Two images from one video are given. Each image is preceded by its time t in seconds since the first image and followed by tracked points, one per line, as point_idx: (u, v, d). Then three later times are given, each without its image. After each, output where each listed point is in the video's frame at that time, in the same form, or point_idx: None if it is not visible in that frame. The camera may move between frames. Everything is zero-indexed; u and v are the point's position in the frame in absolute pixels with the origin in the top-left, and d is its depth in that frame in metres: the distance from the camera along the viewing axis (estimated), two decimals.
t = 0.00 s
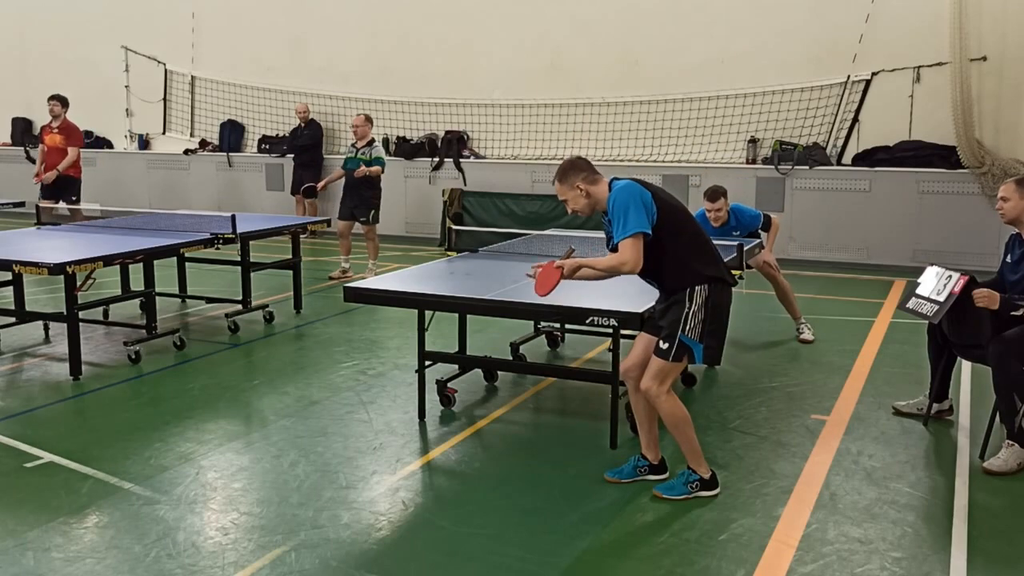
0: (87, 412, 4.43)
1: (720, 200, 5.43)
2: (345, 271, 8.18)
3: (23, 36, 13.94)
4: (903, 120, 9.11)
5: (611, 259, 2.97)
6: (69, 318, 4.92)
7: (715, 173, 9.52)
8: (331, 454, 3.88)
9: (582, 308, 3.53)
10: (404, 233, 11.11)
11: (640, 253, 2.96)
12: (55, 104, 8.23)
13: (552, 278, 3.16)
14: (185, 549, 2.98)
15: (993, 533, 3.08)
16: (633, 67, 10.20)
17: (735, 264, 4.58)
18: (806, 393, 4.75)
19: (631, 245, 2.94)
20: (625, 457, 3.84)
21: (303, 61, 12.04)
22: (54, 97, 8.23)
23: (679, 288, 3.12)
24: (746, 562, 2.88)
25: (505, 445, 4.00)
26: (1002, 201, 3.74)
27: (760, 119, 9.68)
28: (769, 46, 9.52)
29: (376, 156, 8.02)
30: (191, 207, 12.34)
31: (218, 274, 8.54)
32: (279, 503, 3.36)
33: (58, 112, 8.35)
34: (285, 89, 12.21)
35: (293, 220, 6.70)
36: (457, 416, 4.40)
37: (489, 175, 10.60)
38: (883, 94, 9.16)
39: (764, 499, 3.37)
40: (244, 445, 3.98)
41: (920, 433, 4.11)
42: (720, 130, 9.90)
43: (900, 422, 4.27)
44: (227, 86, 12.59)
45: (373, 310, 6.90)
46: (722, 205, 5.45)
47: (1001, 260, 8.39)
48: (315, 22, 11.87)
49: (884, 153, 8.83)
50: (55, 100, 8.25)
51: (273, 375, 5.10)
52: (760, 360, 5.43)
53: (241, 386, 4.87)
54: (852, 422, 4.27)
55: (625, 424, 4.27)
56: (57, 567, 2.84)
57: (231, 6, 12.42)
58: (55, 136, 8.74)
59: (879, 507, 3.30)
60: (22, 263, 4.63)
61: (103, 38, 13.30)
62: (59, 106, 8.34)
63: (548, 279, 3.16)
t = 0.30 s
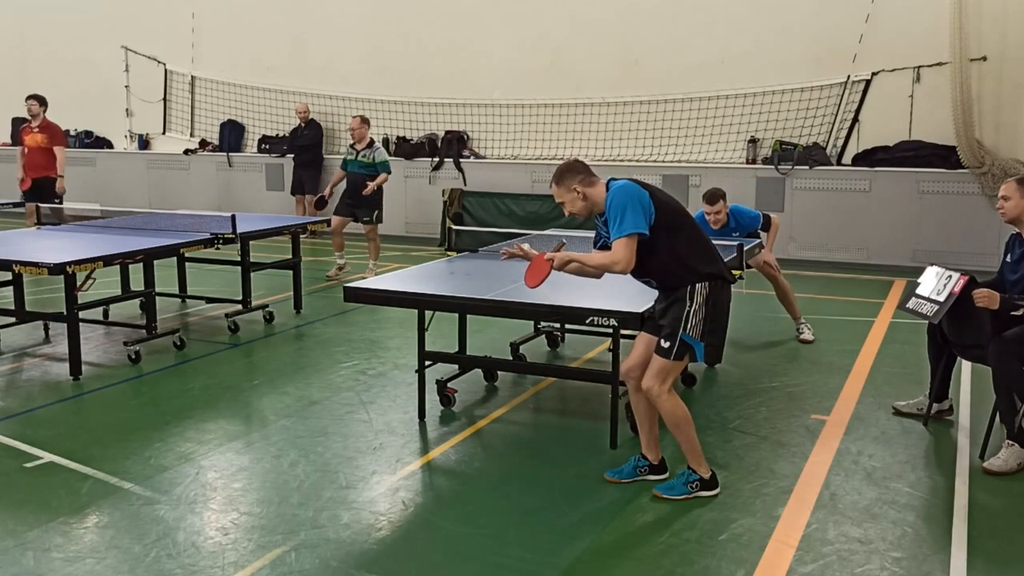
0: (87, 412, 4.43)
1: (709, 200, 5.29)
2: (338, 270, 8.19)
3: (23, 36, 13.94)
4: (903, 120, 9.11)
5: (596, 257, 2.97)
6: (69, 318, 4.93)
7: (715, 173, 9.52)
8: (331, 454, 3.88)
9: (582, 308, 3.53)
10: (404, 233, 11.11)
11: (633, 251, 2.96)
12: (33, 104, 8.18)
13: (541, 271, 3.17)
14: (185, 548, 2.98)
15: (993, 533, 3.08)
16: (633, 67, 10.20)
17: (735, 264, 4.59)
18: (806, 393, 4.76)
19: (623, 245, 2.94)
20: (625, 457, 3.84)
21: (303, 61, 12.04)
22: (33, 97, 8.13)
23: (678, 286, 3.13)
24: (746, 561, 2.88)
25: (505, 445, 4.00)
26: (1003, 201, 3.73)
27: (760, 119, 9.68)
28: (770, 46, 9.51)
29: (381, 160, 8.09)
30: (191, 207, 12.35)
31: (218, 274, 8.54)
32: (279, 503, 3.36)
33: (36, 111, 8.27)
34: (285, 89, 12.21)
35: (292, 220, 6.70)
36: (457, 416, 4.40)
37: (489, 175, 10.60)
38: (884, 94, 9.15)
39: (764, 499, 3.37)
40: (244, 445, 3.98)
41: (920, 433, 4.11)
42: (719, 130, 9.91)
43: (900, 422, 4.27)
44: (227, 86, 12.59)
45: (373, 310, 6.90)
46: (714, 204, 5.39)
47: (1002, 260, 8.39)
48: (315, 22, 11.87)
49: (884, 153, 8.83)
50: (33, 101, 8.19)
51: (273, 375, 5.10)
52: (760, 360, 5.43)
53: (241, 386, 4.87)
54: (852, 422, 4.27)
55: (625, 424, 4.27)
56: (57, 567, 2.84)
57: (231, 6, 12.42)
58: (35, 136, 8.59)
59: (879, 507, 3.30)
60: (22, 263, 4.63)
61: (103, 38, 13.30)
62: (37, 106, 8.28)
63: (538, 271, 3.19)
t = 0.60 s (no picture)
0: (87, 412, 4.43)
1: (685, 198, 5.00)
2: (320, 273, 7.99)
3: (23, 36, 13.93)
4: (903, 120, 9.11)
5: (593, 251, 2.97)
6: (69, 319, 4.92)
7: (715, 173, 9.51)
8: (331, 454, 3.88)
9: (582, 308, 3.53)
10: (404, 233, 11.11)
11: (632, 247, 2.95)
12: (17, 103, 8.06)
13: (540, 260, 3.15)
14: (185, 549, 2.98)
15: (994, 533, 3.08)
16: (633, 67, 10.20)
17: (735, 264, 4.60)
18: (806, 393, 4.75)
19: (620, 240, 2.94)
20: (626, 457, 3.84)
21: (303, 61, 12.03)
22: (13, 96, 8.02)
23: (678, 283, 3.13)
24: (746, 561, 2.88)
25: (505, 445, 4.00)
26: (1003, 201, 3.73)
27: (760, 119, 9.69)
28: (771, 46, 9.51)
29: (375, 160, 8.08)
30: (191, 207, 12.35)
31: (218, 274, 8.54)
32: (279, 503, 3.36)
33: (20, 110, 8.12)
34: (285, 89, 12.21)
35: (292, 220, 6.70)
36: (457, 416, 4.40)
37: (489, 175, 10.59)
38: (884, 94, 9.16)
39: (764, 499, 3.37)
40: (244, 445, 3.98)
41: (920, 433, 4.11)
42: (719, 130, 9.91)
43: (900, 422, 4.27)
44: (228, 86, 12.59)
45: (373, 310, 6.90)
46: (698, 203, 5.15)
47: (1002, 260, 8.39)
48: (315, 21, 11.87)
49: (884, 153, 8.83)
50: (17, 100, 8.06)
51: (273, 375, 5.10)
52: (760, 360, 5.43)
53: (241, 386, 4.87)
54: (852, 422, 4.27)
55: (625, 424, 4.27)
56: (57, 567, 2.84)
57: (231, 6, 12.42)
58: (21, 135, 8.52)
59: (879, 507, 3.30)
60: (22, 263, 4.63)
61: (103, 38, 13.30)
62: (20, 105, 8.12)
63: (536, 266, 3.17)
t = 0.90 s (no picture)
0: (87, 412, 4.43)
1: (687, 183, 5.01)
2: (319, 280, 7.90)
3: (23, 36, 13.94)
4: (903, 120, 9.11)
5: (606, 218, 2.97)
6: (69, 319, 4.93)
7: (715, 173, 9.51)
8: (331, 454, 3.88)
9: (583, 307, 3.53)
10: (404, 233, 11.11)
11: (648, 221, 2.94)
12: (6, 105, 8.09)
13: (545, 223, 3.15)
14: (185, 549, 2.98)
15: (994, 533, 3.08)
16: (633, 67, 10.20)
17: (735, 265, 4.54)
18: (806, 393, 4.76)
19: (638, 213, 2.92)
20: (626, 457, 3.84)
21: (303, 61, 12.03)
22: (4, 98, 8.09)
23: (683, 273, 3.12)
24: (746, 562, 2.88)
25: (506, 445, 3.99)
26: (1003, 201, 3.73)
27: (760, 119, 9.69)
28: (771, 46, 9.51)
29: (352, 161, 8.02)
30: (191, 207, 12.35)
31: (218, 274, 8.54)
32: (279, 503, 3.36)
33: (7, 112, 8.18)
34: (285, 89, 12.21)
35: (292, 220, 6.70)
36: (457, 416, 4.40)
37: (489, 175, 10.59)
38: (884, 94, 9.16)
39: (765, 500, 3.37)
40: (244, 445, 3.98)
41: (920, 433, 4.11)
42: (719, 130, 9.91)
43: (900, 422, 4.27)
44: (228, 86, 12.59)
45: (372, 310, 6.91)
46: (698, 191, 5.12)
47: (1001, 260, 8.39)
48: (315, 21, 11.86)
49: (884, 153, 8.83)
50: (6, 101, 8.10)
51: (273, 375, 5.10)
52: (760, 360, 5.43)
53: (241, 386, 4.88)
54: (852, 422, 4.28)
55: (625, 424, 4.27)
56: (57, 567, 2.84)
57: (231, 6, 12.42)
58: (9, 138, 8.48)
59: (879, 507, 3.30)
60: (21, 263, 4.63)
61: (103, 38, 13.30)
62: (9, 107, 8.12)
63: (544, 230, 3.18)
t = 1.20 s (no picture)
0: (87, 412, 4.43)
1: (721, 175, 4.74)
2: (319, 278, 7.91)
3: (23, 36, 13.94)
4: (903, 120, 9.12)
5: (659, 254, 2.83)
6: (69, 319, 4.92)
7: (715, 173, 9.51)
8: (331, 454, 3.88)
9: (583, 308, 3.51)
10: (404, 233, 11.10)
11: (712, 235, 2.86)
12: None
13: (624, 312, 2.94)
14: (185, 549, 2.98)
15: (994, 533, 3.08)
16: (633, 66, 10.20)
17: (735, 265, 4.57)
18: (807, 393, 4.76)
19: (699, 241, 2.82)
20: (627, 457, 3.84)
21: (303, 61, 12.03)
22: None
23: (692, 285, 3.01)
24: (746, 562, 2.88)
25: (506, 445, 3.99)
26: (1003, 201, 3.73)
27: (760, 119, 9.69)
28: (771, 46, 9.51)
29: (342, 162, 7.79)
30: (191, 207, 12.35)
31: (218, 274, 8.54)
32: (279, 503, 3.36)
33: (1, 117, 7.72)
34: (285, 89, 12.22)
35: (292, 220, 6.70)
36: (457, 416, 4.40)
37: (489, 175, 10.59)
38: (883, 94, 9.16)
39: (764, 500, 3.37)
40: (244, 445, 3.98)
41: (920, 433, 4.11)
42: (719, 130, 9.91)
43: (900, 422, 4.27)
44: (228, 86, 12.59)
45: (372, 310, 6.91)
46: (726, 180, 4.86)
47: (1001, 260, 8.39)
48: (315, 21, 11.87)
49: (884, 153, 8.83)
50: None
51: (273, 375, 5.10)
52: (760, 360, 5.43)
53: (241, 386, 4.88)
54: (852, 422, 4.28)
55: (625, 424, 4.27)
56: (56, 567, 2.84)
57: (231, 6, 12.41)
58: None
59: (879, 507, 3.30)
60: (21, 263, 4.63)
61: (103, 38, 13.30)
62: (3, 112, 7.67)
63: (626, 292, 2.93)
